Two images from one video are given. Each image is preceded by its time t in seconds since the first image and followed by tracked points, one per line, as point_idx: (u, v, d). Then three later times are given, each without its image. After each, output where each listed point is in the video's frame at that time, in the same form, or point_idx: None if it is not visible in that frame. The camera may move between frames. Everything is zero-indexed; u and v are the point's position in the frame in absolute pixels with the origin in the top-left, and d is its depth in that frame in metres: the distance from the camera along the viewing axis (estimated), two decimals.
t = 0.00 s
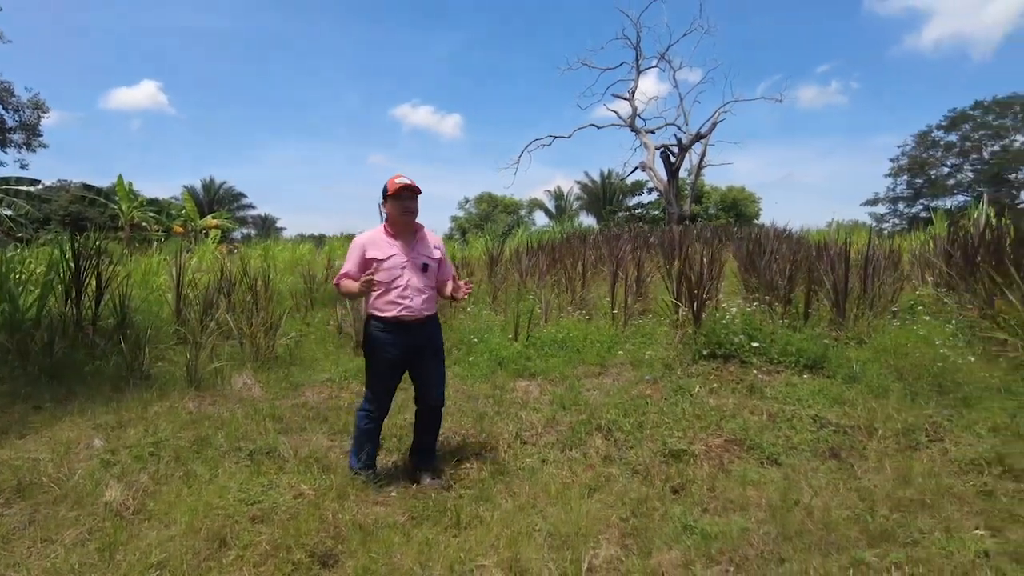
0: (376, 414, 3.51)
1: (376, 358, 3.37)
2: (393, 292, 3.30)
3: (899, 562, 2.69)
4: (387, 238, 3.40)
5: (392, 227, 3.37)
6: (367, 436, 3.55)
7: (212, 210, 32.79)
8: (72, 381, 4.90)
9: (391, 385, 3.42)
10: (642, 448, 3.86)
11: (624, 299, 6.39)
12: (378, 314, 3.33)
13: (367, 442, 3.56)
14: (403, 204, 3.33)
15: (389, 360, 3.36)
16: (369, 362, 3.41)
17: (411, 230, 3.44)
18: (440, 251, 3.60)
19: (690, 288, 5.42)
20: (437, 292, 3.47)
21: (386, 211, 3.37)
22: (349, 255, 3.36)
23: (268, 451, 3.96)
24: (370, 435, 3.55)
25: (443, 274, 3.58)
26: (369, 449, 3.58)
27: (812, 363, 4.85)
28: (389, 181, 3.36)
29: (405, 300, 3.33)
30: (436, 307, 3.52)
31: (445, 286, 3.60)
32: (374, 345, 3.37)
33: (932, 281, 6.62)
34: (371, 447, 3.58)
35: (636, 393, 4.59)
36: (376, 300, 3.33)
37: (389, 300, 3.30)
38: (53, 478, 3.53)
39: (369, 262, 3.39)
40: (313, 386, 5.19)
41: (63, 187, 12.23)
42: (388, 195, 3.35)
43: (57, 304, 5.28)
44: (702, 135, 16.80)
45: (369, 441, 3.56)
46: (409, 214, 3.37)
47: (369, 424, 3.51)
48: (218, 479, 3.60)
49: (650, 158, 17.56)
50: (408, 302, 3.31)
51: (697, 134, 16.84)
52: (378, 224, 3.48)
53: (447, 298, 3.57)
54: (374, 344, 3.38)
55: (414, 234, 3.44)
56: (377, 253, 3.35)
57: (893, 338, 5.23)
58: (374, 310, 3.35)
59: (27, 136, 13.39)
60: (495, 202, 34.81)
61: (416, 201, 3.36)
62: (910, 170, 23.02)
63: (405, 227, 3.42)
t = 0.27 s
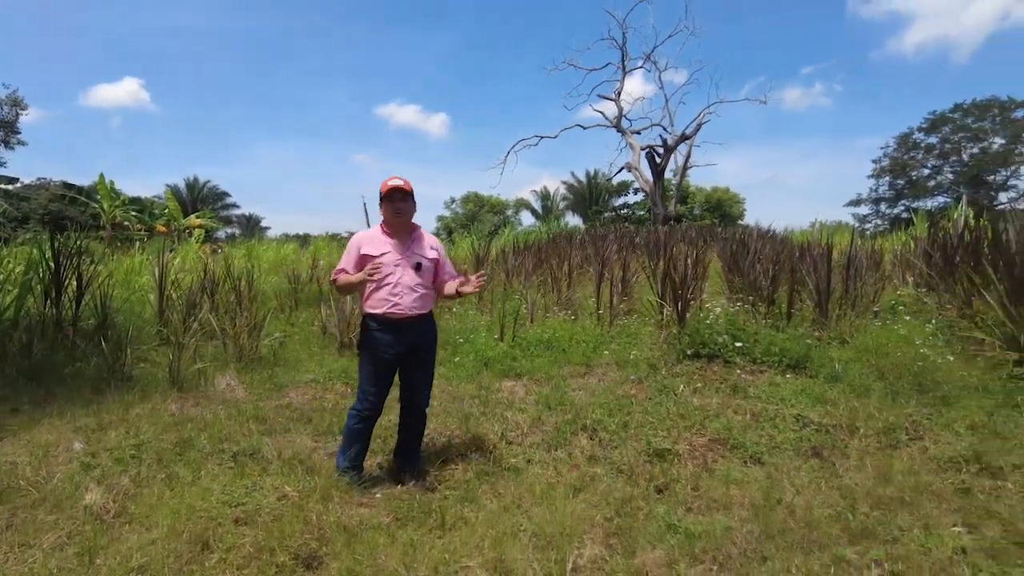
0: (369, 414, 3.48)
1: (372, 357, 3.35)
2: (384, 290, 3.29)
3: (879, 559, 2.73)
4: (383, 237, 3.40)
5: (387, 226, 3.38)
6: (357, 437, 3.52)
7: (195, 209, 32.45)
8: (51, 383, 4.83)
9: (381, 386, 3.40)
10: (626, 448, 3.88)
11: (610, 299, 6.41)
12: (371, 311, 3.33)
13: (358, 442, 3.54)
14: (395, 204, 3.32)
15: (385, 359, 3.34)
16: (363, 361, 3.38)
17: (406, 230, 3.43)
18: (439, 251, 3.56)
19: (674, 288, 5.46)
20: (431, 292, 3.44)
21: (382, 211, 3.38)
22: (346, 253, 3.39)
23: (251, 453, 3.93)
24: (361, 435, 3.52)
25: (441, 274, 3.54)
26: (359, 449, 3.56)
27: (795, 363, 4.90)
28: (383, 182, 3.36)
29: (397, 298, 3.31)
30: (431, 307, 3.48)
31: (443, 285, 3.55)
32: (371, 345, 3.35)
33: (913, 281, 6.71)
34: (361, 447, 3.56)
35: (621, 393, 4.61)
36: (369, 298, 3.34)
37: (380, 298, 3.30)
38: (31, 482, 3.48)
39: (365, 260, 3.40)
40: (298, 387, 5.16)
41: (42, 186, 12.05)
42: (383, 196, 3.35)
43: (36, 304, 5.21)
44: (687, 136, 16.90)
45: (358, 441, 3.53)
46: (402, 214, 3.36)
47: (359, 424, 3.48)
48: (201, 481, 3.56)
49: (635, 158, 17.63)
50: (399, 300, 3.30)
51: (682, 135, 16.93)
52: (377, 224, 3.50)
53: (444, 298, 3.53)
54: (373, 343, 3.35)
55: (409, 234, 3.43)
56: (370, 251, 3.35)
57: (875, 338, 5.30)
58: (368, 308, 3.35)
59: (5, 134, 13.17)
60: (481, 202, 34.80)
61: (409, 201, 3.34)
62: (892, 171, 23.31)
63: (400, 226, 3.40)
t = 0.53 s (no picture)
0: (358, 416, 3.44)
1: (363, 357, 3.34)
2: (374, 290, 3.30)
3: (863, 557, 2.76)
4: (375, 240, 3.42)
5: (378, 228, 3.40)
6: (345, 438, 3.49)
7: (181, 208, 32.15)
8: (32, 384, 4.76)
9: (371, 387, 3.38)
10: (613, 448, 3.89)
11: (597, 299, 6.43)
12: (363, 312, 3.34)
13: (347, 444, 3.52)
14: (383, 206, 3.33)
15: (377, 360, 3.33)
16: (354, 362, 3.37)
17: (397, 232, 3.43)
18: (432, 251, 3.53)
19: (661, 288, 5.49)
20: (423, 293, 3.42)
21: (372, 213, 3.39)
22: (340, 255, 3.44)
23: (237, 454, 3.90)
24: (350, 437, 3.50)
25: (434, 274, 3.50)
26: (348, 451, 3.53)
27: (780, 363, 4.94)
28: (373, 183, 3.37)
29: (386, 298, 3.29)
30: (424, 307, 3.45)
31: (437, 285, 3.51)
32: (364, 346, 3.34)
33: (896, 281, 6.79)
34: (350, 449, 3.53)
35: (608, 393, 4.63)
36: (360, 299, 3.35)
37: (370, 298, 3.31)
38: (12, 485, 3.43)
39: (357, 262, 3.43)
40: (284, 387, 5.13)
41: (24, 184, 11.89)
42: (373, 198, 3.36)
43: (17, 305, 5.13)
44: (675, 137, 16.97)
45: (347, 443, 3.51)
46: (391, 216, 3.36)
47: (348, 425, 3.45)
48: (186, 483, 3.53)
49: (623, 159, 17.68)
50: (388, 300, 3.29)
51: (670, 136, 17.01)
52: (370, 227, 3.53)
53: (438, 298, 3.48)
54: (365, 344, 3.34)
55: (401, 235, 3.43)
56: (361, 253, 3.38)
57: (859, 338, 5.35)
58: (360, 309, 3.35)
59: None
60: (470, 202, 34.76)
61: (397, 204, 3.34)
62: (876, 173, 23.56)
63: (390, 228, 3.41)
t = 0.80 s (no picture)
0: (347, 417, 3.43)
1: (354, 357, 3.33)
2: (361, 290, 3.30)
3: (849, 556, 2.79)
4: (366, 241, 3.43)
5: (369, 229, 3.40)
6: (335, 439, 3.47)
7: (168, 207, 31.88)
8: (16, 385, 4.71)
9: (361, 387, 3.37)
10: (602, 448, 3.90)
11: (587, 299, 6.45)
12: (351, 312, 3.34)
13: (336, 445, 3.50)
14: (375, 207, 3.33)
15: (368, 360, 3.32)
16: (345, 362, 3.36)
17: (388, 233, 3.42)
18: (423, 251, 3.50)
19: (650, 289, 5.51)
20: (411, 291, 3.34)
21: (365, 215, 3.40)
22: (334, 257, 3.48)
23: (224, 456, 3.88)
24: (339, 439, 3.48)
25: (423, 275, 3.46)
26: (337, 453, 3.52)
27: (768, 363, 4.97)
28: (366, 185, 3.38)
29: (372, 299, 3.28)
30: (413, 308, 3.40)
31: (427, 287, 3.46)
32: (354, 346, 3.32)
33: (883, 282, 6.85)
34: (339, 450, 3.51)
35: (597, 394, 4.64)
36: (349, 300, 3.36)
37: (357, 299, 3.31)
38: None
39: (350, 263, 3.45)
40: (272, 388, 5.11)
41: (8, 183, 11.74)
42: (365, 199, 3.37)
43: None
44: (664, 138, 17.02)
45: (336, 444, 3.49)
46: (382, 217, 3.35)
47: (337, 427, 3.43)
48: (172, 486, 3.51)
49: (613, 159, 17.72)
50: (374, 300, 3.28)
51: (659, 137, 17.06)
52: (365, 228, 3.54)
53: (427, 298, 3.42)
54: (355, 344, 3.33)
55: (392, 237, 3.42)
56: (352, 254, 3.40)
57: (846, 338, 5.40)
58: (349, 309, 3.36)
59: None
60: (460, 202, 34.71)
61: (388, 205, 3.34)
62: (864, 173, 23.76)
63: (382, 229, 3.40)
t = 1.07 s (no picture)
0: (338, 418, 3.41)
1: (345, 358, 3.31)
2: (352, 291, 3.29)
3: (837, 555, 2.80)
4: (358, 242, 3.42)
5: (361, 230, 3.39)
6: (325, 440, 3.46)
7: (156, 206, 31.64)
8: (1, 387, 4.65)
9: (352, 388, 3.35)
10: (593, 448, 3.91)
11: (577, 299, 6.46)
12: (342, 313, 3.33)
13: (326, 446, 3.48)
14: (368, 208, 3.31)
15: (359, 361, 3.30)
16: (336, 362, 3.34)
17: (380, 234, 3.41)
18: (414, 252, 3.48)
19: (641, 289, 5.53)
20: (402, 292, 3.31)
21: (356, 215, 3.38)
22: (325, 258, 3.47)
23: (213, 458, 3.85)
24: (329, 439, 3.46)
25: (415, 276, 3.44)
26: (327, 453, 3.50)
27: (757, 363, 5.00)
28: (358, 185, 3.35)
29: (363, 300, 3.27)
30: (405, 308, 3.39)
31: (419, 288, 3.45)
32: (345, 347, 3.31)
33: (871, 282, 6.91)
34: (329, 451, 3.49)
35: (587, 394, 4.65)
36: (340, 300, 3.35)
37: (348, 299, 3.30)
38: None
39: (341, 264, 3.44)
40: (262, 389, 5.08)
41: None
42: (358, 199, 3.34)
43: None
44: (654, 139, 17.07)
45: (327, 444, 3.48)
46: (374, 218, 3.33)
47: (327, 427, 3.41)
48: (160, 488, 3.48)
49: (604, 159, 17.76)
50: (365, 301, 3.27)
51: (650, 137, 17.11)
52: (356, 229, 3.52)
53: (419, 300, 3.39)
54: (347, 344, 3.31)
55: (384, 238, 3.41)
56: (343, 255, 3.38)
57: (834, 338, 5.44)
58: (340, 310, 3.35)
59: None
60: (451, 202, 34.67)
61: (381, 206, 3.32)
62: (852, 174, 23.94)
63: (374, 230, 3.39)
